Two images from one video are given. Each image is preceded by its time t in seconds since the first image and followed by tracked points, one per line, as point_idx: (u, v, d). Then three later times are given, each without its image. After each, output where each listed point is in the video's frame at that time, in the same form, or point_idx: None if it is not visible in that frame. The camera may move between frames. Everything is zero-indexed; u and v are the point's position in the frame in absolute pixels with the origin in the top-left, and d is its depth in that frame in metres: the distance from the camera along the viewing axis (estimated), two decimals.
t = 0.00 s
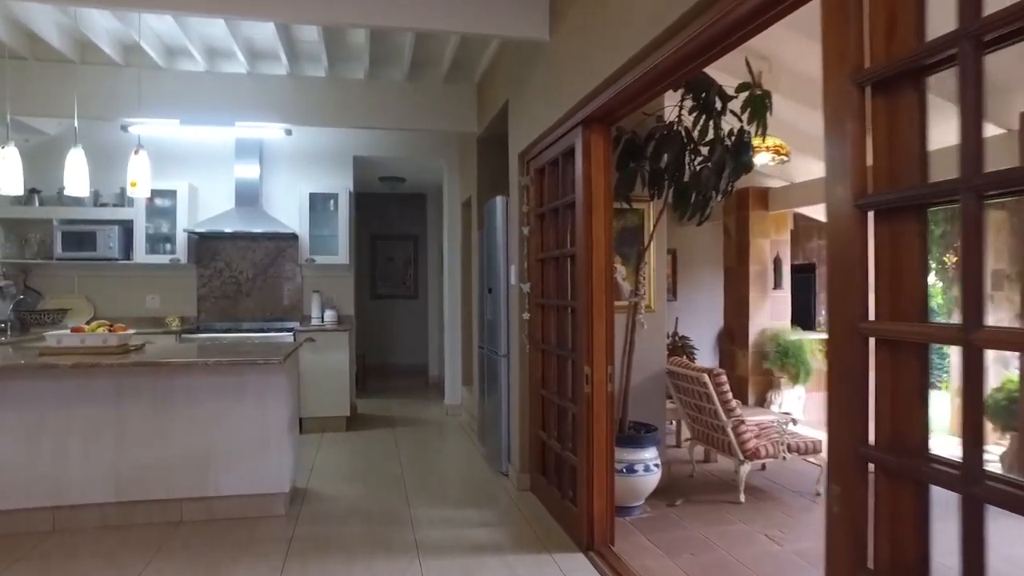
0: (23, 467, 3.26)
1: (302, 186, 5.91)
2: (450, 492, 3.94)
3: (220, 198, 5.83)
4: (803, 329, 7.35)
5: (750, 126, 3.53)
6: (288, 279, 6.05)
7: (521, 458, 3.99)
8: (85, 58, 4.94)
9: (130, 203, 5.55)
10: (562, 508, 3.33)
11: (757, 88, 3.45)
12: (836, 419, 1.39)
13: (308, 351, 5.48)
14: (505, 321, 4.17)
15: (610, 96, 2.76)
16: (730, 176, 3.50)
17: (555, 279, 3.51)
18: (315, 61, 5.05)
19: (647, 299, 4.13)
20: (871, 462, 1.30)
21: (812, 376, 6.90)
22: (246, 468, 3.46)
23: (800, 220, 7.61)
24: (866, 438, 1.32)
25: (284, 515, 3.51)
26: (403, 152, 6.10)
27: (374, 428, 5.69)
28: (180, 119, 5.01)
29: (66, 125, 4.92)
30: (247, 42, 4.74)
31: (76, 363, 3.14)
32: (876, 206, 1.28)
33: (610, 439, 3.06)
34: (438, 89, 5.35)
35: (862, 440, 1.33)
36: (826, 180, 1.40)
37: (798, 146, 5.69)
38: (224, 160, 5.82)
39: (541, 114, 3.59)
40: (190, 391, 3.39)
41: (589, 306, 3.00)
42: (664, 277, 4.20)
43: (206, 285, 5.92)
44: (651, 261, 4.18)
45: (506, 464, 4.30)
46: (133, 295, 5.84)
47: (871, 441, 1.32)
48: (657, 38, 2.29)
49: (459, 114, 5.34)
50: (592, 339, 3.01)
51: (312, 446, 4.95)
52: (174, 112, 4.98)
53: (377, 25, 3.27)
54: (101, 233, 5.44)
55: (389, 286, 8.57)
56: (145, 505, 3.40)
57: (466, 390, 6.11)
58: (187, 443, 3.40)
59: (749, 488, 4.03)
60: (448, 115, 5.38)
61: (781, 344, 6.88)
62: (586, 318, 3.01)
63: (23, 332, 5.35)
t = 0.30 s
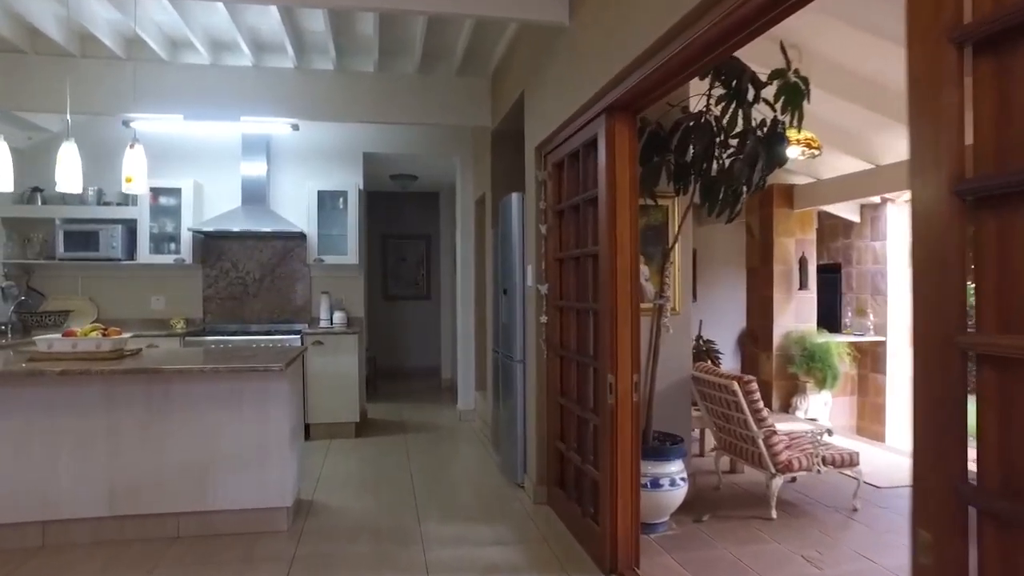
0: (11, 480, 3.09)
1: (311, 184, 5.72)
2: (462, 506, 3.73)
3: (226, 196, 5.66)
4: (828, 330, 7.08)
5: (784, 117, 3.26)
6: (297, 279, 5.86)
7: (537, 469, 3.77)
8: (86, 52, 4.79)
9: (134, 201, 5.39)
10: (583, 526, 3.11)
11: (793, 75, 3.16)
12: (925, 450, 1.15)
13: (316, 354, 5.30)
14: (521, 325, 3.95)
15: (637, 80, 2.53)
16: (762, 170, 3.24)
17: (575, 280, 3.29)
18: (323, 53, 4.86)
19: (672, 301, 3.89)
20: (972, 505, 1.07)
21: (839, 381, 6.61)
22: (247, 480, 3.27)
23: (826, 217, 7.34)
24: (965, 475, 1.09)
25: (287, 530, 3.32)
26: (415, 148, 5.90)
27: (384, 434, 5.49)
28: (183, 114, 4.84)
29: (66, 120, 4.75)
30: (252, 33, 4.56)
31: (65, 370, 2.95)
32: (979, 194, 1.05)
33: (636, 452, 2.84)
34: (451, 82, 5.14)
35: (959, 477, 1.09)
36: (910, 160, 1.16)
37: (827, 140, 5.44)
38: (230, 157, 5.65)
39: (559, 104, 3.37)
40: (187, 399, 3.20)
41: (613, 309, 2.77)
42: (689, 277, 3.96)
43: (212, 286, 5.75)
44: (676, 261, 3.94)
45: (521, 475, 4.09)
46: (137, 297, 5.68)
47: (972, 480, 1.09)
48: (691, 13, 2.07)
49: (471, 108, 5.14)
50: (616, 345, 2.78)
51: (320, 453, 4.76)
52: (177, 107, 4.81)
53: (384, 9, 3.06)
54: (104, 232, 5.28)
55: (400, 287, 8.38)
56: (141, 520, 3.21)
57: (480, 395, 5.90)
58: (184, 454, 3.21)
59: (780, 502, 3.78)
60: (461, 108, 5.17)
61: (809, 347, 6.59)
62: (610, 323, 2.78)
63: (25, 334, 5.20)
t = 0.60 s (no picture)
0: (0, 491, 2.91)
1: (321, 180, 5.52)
2: (479, 521, 3.50)
3: (234, 193, 5.48)
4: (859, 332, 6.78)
5: (827, 104, 2.98)
6: (307, 279, 5.67)
7: (559, 482, 3.53)
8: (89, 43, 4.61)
9: (140, 199, 5.22)
10: (610, 547, 2.87)
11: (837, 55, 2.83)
12: None
13: (326, 357, 5.10)
14: (542, 327, 3.72)
15: (672, 60, 2.28)
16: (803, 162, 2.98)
17: (602, 280, 3.05)
18: (334, 44, 4.66)
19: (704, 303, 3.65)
20: None
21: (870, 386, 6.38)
22: (249, 494, 3.06)
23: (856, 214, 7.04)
24: None
25: (293, 547, 3.11)
26: (430, 143, 5.69)
27: (397, 440, 5.29)
28: (187, 108, 4.66)
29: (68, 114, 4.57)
30: (260, 22, 4.36)
31: (54, 377, 2.75)
32: None
33: (669, 469, 2.59)
34: (467, 73, 4.92)
35: None
36: None
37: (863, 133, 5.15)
38: (239, 153, 5.46)
39: (583, 92, 3.14)
40: (186, 407, 2.99)
41: (645, 313, 2.53)
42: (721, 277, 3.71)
43: (220, 286, 5.57)
44: (709, 260, 3.69)
45: (541, 487, 3.85)
46: (144, 297, 5.51)
47: None
48: None
49: (488, 100, 4.91)
50: (648, 353, 2.54)
51: (330, 461, 4.56)
52: (183, 100, 4.63)
53: None
54: (109, 231, 5.11)
55: (415, 287, 8.17)
56: (137, 536, 3.02)
57: (497, 399, 5.67)
58: (184, 466, 3.01)
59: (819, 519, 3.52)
60: (477, 101, 4.95)
61: (838, 350, 6.34)
62: (642, 328, 2.54)
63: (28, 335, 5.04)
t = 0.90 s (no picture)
0: None
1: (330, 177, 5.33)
2: (494, 538, 3.28)
3: (239, 189, 5.30)
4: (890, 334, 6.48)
5: (874, 87, 2.72)
6: (316, 279, 5.47)
7: (580, 496, 3.31)
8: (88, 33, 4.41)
9: (144, 196, 5.04)
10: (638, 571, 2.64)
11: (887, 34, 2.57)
12: None
13: (335, 361, 4.90)
14: (562, 331, 3.50)
15: (707, 39, 2.05)
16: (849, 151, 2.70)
17: (628, 281, 2.83)
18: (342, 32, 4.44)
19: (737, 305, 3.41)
20: None
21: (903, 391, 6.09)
22: (249, 510, 2.86)
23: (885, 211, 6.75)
24: None
25: (295, 567, 2.91)
26: (442, 138, 5.48)
27: (409, 447, 5.08)
28: (189, 101, 4.48)
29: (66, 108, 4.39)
30: (265, 10, 4.15)
31: (39, 385, 2.56)
32: None
33: (705, 489, 2.37)
34: (482, 64, 4.70)
35: None
36: None
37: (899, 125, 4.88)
38: (246, 149, 5.29)
39: (607, 77, 2.91)
40: (180, 417, 2.80)
41: (678, 319, 2.31)
42: (754, 277, 3.47)
43: (225, 286, 5.39)
44: (743, 259, 3.45)
45: (560, 501, 3.63)
46: (147, 297, 5.34)
47: None
48: None
49: (503, 93, 4.70)
50: (683, 361, 2.31)
51: (337, 471, 4.36)
52: (185, 93, 4.44)
53: None
54: (111, 229, 4.93)
55: (427, 287, 7.97)
56: (130, 555, 2.83)
57: (512, 404, 5.46)
58: (179, 480, 2.81)
59: (860, 538, 3.27)
60: (492, 93, 4.73)
61: (869, 354, 6.01)
62: (675, 335, 2.31)
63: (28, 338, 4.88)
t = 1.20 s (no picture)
0: None
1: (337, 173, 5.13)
2: (507, 558, 3.06)
3: (242, 185, 5.11)
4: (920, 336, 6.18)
5: (928, 67, 2.40)
6: (322, 280, 5.27)
7: (601, 513, 3.08)
8: (84, 23, 4.21)
9: (144, 194, 4.85)
10: None
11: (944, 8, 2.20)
12: None
13: (342, 365, 4.69)
14: (582, 336, 3.28)
15: (748, 13, 1.81)
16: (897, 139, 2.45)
17: (656, 282, 2.60)
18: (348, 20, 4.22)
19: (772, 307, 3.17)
20: None
21: (937, 397, 5.81)
22: (245, 529, 2.65)
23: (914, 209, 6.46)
24: None
25: None
26: (453, 133, 5.27)
27: (418, 454, 4.87)
28: (189, 94, 4.29)
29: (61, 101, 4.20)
30: None
31: (16, 394, 2.37)
32: None
33: (744, 513, 2.13)
34: (494, 54, 4.48)
35: None
36: None
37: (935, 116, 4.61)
38: (250, 144, 5.10)
39: (631, 59, 2.67)
40: (170, 429, 2.59)
41: (714, 326, 2.07)
42: (788, 277, 3.22)
43: (229, 287, 5.20)
44: (777, 257, 3.20)
45: (578, 517, 3.41)
46: (149, 298, 5.16)
47: None
48: None
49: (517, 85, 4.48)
50: (719, 370, 2.07)
51: (343, 481, 4.15)
52: (184, 86, 4.25)
53: None
54: (111, 228, 4.75)
55: (438, 287, 7.76)
56: None
57: (526, 410, 5.24)
58: (169, 496, 2.60)
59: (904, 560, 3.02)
60: (506, 84, 4.51)
61: (900, 357, 5.75)
62: (710, 343, 2.08)
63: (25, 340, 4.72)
